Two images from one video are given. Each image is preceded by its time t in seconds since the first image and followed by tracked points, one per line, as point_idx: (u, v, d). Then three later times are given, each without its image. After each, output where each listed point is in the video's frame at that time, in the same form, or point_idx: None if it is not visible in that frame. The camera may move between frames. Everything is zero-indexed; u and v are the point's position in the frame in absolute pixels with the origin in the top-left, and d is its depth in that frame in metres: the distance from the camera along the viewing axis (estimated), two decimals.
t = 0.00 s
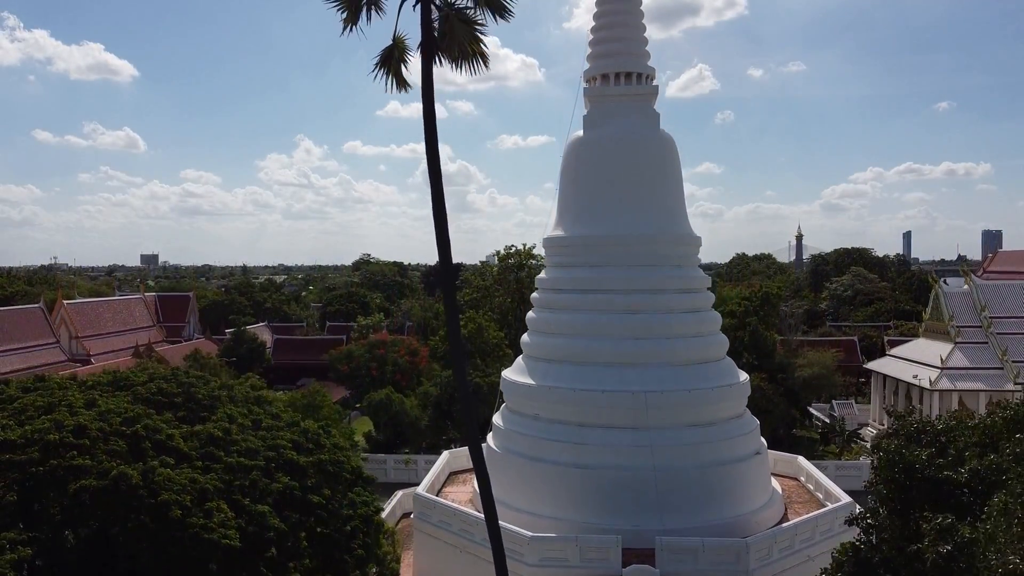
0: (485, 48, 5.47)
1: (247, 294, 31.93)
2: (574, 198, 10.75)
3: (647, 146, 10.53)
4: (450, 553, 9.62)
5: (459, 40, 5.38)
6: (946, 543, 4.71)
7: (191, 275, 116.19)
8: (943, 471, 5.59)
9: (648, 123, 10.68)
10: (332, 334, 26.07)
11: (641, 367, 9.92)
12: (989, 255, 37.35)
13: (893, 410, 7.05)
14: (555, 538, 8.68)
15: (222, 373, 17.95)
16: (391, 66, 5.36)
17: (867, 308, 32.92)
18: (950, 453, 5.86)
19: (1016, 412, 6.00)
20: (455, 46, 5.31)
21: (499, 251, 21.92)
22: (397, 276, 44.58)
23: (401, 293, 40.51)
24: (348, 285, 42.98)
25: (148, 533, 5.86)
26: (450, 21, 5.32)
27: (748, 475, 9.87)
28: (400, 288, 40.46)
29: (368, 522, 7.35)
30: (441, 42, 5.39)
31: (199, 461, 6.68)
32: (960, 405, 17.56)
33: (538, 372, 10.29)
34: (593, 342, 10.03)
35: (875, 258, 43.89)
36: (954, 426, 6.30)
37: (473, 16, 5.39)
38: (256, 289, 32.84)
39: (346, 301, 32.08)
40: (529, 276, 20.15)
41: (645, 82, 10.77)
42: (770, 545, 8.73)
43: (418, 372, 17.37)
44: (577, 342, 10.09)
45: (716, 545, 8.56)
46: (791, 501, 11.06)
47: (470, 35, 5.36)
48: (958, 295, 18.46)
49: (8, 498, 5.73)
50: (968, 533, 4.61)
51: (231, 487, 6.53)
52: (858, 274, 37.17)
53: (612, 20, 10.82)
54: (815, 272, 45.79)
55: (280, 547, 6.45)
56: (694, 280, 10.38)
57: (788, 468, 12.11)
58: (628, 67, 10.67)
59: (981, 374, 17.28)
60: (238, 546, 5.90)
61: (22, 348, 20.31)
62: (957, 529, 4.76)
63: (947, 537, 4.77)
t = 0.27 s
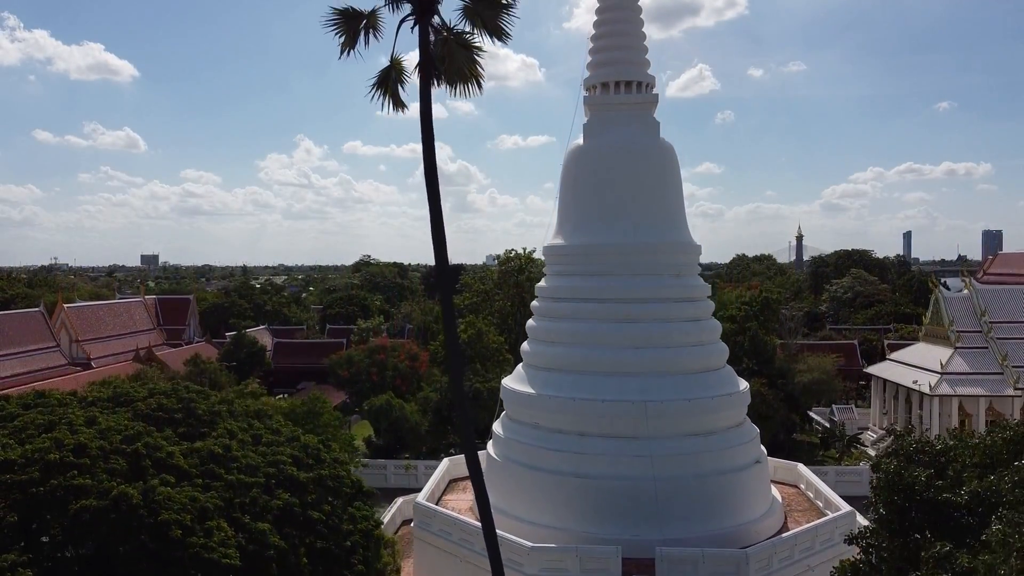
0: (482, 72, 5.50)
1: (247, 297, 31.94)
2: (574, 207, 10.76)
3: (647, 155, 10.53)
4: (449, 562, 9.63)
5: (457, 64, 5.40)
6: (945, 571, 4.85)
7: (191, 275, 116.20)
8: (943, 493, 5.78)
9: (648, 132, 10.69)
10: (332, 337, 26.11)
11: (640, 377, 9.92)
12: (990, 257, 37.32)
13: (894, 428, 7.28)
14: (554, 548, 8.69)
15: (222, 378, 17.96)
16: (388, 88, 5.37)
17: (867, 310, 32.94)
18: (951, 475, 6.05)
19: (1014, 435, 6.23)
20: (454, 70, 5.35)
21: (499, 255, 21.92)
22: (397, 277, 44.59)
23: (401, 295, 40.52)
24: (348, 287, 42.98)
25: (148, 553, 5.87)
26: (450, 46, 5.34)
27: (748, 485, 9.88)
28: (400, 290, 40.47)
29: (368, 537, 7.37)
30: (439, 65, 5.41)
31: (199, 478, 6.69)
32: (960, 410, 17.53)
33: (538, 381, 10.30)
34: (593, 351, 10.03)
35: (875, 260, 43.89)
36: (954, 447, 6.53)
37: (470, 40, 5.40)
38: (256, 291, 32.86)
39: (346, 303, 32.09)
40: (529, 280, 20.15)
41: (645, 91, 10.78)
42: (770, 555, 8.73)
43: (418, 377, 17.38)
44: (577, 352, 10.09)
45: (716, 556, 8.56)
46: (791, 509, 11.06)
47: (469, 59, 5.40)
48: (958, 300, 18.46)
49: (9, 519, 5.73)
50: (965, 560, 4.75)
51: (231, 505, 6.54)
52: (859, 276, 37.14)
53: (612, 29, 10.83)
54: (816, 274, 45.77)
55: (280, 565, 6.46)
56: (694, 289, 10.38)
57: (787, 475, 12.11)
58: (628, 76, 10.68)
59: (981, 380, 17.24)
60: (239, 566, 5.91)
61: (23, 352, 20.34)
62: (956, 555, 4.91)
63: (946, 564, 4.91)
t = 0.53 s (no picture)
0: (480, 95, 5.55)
1: (247, 299, 31.94)
2: (574, 215, 10.76)
3: (648, 163, 10.53)
4: (450, 571, 9.63)
5: (455, 88, 5.46)
6: None
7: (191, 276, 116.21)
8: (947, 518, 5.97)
9: (648, 141, 10.68)
10: (332, 341, 26.11)
11: (640, 386, 9.92)
12: (990, 259, 37.30)
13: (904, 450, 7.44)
14: (555, 559, 8.69)
15: (223, 383, 17.96)
16: (387, 109, 5.42)
17: (867, 313, 32.96)
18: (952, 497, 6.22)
19: (1015, 454, 6.31)
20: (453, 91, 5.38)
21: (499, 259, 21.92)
22: (397, 279, 44.57)
23: (402, 297, 40.50)
24: (348, 289, 42.98)
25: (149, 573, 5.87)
26: (448, 69, 5.40)
27: (749, 494, 9.87)
28: (400, 292, 40.49)
29: (369, 552, 7.36)
30: (438, 88, 5.46)
31: (199, 497, 6.70)
32: (960, 415, 17.51)
33: (538, 390, 10.30)
34: (593, 361, 10.03)
35: (875, 262, 43.90)
36: (956, 467, 6.66)
37: (468, 64, 5.50)
38: (257, 293, 32.85)
39: (346, 306, 32.08)
40: (529, 284, 20.14)
41: (646, 99, 10.79)
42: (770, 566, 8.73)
43: (418, 382, 17.36)
44: (577, 361, 10.09)
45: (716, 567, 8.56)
46: (791, 517, 11.06)
47: (467, 82, 5.45)
48: (958, 305, 18.45)
49: (10, 540, 5.73)
50: None
51: (231, 524, 6.55)
52: (859, 279, 37.11)
53: (611, 37, 10.84)
54: (816, 276, 45.73)
55: None
56: (694, 298, 10.37)
57: (788, 483, 12.12)
58: (628, 84, 10.68)
59: (981, 385, 17.22)
60: None
61: (23, 357, 20.34)
62: None
63: None
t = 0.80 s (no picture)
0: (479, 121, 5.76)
1: (248, 302, 31.93)
2: (574, 226, 10.76)
3: (648, 175, 10.53)
4: None
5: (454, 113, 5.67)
6: None
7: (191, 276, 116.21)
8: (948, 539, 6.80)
9: (649, 152, 10.69)
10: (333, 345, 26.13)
11: (641, 398, 9.92)
12: (991, 262, 37.31)
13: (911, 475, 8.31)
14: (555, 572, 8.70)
15: (224, 389, 17.97)
16: (386, 133, 5.55)
17: (868, 316, 32.95)
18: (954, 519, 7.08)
19: (1009, 482, 7.30)
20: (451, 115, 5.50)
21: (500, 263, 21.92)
22: (398, 281, 44.53)
23: (402, 300, 40.50)
24: (349, 291, 42.99)
25: None
26: (447, 95, 5.55)
27: (749, 505, 9.87)
28: (401, 294, 40.48)
29: (370, 571, 7.36)
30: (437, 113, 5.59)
31: (200, 518, 6.71)
32: (960, 422, 17.51)
33: (539, 401, 10.30)
34: (593, 372, 10.03)
35: (876, 265, 43.90)
36: (957, 493, 7.52)
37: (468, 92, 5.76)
38: (257, 297, 32.86)
39: (346, 309, 32.08)
40: (529, 290, 20.15)
41: (646, 110, 10.79)
42: None
43: (419, 388, 17.37)
44: (577, 372, 10.10)
45: None
46: (791, 527, 11.07)
47: (465, 108, 5.58)
48: (958, 310, 18.45)
49: (11, 566, 5.74)
50: None
51: (232, 546, 6.56)
52: (859, 282, 37.10)
53: (611, 47, 10.84)
54: (816, 278, 45.71)
55: None
56: (695, 309, 10.37)
57: (789, 492, 12.14)
58: (628, 95, 10.68)
59: (981, 392, 17.22)
60: None
61: (24, 362, 20.33)
62: None
63: None
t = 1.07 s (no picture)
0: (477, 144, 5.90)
1: (248, 305, 31.93)
2: (575, 235, 10.76)
3: (648, 184, 10.54)
4: None
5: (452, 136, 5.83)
6: None
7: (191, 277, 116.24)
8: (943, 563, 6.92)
9: (649, 161, 10.69)
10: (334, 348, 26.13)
11: (641, 407, 9.92)
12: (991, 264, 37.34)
13: (918, 495, 8.40)
14: None
15: (225, 395, 17.98)
16: (388, 156, 5.90)
17: (869, 319, 32.93)
18: (951, 543, 7.17)
19: (1012, 503, 7.19)
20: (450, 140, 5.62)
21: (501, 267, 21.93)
22: (398, 283, 44.53)
23: (403, 302, 40.53)
24: (349, 293, 43.00)
25: None
26: (448, 119, 5.64)
27: (749, 515, 9.86)
28: (401, 297, 40.48)
29: None
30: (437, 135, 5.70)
31: (201, 537, 6.72)
32: (960, 427, 17.50)
33: (539, 410, 10.31)
34: (593, 382, 10.03)
35: (876, 267, 43.88)
36: (958, 514, 7.57)
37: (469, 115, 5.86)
38: (257, 299, 32.87)
39: (347, 312, 32.08)
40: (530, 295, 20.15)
41: (646, 119, 10.80)
42: None
43: (419, 394, 17.36)
44: (578, 381, 10.10)
45: None
46: (791, 536, 11.06)
47: (467, 132, 5.67)
48: (958, 315, 18.45)
49: None
50: None
51: (233, 565, 6.57)
52: (860, 284, 37.10)
53: (611, 56, 10.84)
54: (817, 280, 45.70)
55: None
56: (695, 319, 10.37)
57: (789, 500, 12.16)
58: (629, 104, 10.68)
59: (982, 397, 17.22)
60: None
61: (24, 367, 20.34)
62: None
63: None
